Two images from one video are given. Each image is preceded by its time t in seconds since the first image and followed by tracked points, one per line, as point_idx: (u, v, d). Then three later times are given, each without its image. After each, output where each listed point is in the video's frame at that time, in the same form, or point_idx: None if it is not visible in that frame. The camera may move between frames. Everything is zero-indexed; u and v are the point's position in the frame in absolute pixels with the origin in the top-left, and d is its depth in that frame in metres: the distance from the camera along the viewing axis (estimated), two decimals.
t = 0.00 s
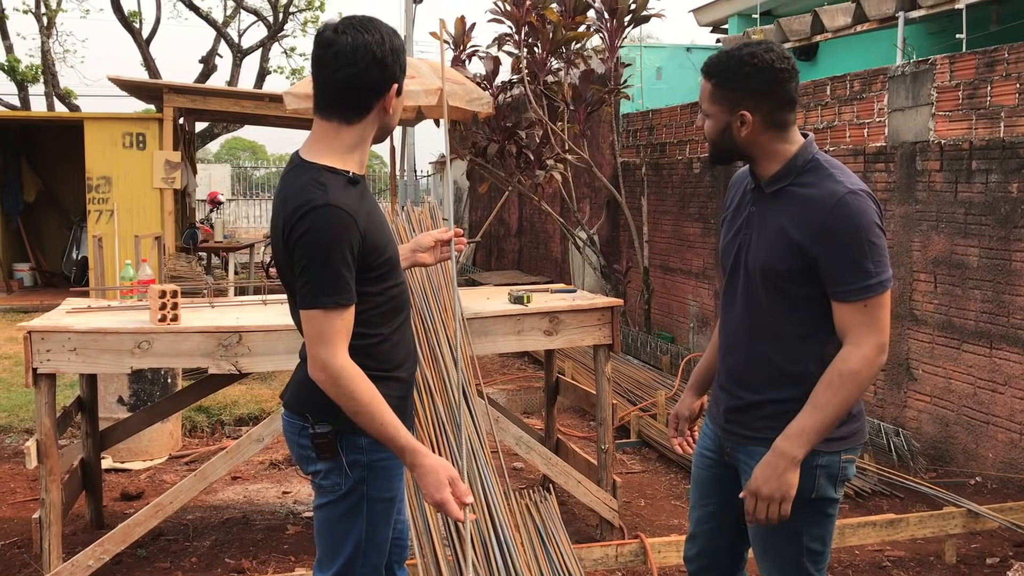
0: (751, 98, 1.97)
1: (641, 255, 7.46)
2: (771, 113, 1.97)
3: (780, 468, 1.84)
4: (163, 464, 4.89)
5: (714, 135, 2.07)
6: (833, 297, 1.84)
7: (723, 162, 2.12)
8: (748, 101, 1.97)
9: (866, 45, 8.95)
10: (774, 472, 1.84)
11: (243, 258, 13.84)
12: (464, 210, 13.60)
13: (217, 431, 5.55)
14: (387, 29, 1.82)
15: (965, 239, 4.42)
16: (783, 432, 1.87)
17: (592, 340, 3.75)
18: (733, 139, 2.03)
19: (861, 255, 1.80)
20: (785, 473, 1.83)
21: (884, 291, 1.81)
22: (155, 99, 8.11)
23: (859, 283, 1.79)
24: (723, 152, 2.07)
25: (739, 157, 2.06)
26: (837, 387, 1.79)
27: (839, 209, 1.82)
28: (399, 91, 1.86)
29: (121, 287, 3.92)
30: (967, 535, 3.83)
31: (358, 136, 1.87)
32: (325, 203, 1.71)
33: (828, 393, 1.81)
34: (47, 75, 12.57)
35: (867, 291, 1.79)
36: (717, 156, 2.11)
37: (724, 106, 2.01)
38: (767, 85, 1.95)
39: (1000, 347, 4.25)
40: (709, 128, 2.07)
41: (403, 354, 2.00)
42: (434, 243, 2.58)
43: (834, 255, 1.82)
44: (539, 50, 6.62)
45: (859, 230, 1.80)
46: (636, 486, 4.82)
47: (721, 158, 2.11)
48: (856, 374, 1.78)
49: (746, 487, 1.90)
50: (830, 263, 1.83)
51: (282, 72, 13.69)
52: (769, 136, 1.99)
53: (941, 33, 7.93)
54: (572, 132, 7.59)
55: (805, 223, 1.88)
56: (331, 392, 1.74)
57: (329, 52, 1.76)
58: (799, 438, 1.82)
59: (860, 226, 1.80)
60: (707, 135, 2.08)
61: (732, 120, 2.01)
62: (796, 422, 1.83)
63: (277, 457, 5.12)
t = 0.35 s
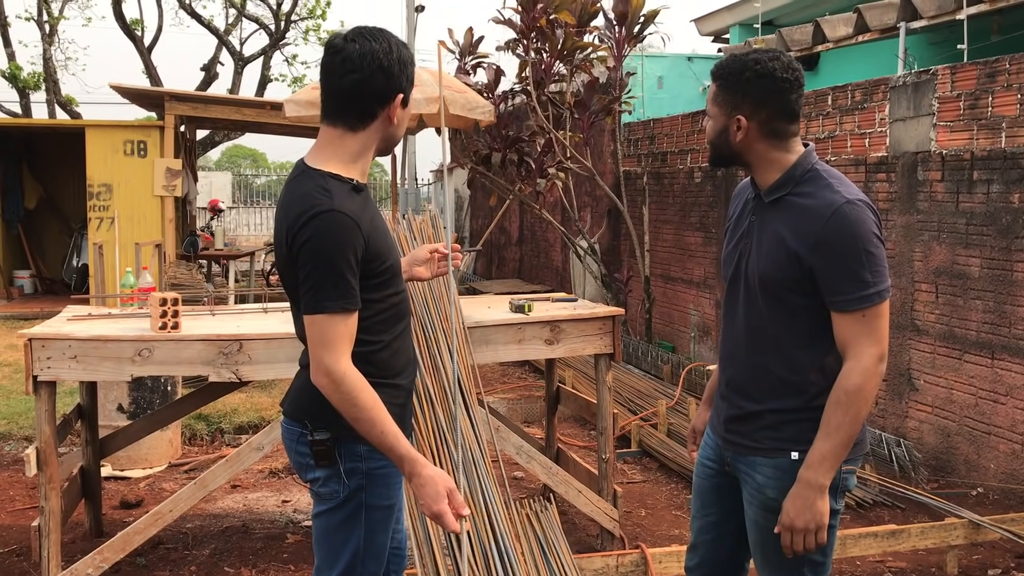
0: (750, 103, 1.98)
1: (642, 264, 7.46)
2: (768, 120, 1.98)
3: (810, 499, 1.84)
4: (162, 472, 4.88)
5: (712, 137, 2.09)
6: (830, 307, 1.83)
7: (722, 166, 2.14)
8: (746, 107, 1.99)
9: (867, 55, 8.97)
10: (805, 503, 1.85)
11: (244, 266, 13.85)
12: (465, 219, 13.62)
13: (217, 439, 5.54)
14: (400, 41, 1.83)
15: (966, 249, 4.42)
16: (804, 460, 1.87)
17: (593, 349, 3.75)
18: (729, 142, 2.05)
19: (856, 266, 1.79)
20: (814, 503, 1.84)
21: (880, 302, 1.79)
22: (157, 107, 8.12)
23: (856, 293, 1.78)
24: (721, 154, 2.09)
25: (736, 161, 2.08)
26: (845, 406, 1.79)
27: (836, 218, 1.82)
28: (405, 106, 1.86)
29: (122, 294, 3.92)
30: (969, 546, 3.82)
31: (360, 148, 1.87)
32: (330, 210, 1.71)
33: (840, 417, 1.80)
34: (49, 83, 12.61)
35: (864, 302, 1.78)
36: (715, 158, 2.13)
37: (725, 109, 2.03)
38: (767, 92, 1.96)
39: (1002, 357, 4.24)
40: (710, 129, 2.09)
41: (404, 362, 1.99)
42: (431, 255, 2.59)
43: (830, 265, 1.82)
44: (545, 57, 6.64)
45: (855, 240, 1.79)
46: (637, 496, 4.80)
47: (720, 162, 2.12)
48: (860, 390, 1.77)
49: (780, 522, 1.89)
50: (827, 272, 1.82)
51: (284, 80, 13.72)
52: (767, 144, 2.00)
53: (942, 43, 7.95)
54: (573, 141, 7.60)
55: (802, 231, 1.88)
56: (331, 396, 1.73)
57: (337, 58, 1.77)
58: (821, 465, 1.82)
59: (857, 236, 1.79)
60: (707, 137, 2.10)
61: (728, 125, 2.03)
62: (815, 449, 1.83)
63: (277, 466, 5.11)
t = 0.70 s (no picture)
0: (754, 100, 1.99)
1: (640, 266, 7.46)
2: (772, 118, 1.98)
3: (799, 498, 1.83)
4: (160, 476, 4.88)
5: (713, 136, 2.08)
6: (826, 307, 1.83)
7: (719, 165, 2.13)
8: (750, 104, 1.99)
9: (864, 58, 8.99)
10: (793, 502, 1.84)
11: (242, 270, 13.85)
12: (463, 222, 13.62)
13: (215, 443, 5.53)
14: (399, 44, 1.84)
15: (963, 252, 4.43)
16: (796, 460, 1.87)
17: (591, 352, 3.75)
18: (730, 141, 2.04)
19: (854, 267, 1.79)
20: (803, 502, 1.83)
21: (878, 303, 1.80)
22: (155, 110, 8.12)
23: (852, 293, 1.78)
24: (720, 154, 2.08)
25: (737, 161, 2.07)
26: (839, 406, 1.79)
27: (832, 220, 1.82)
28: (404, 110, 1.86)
29: (120, 298, 3.92)
30: (967, 548, 3.82)
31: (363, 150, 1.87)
32: (331, 212, 1.72)
33: (832, 417, 1.80)
34: (47, 87, 12.61)
35: (860, 302, 1.78)
36: (713, 160, 2.12)
37: (726, 107, 2.02)
38: (771, 90, 1.97)
39: (999, 360, 4.25)
40: (710, 129, 2.08)
41: (403, 365, 1.99)
42: (429, 263, 2.63)
43: (828, 266, 1.82)
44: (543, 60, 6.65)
45: (852, 241, 1.80)
46: (635, 498, 4.80)
47: (719, 162, 2.11)
48: (854, 391, 1.77)
49: (766, 518, 1.89)
50: (824, 273, 1.83)
51: (281, 84, 13.72)
52: (766, 143, 2.01)
53: (939, 46, 7.97)
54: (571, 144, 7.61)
55: (799, 233, 1.88)
56: (336, 394, 1.73)
57: (334, 63, 1.78)
58: (813, 465, 1.82)
59: (853, 237, 1.80)
60: (707, 137, 2.10)
61: (730, 124, 2.02)
62: (806, 449, 1.83)
63: (275, 469, 5.10)
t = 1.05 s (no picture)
0: (744, 95, 2.00)
1: (638, 265, 7.46)
2: (765, 110, 1.99)
3: (802, 498, 1.84)
4: (158, 477, 4.87)
5: (711, 139, 2.09)
6: (821, 302, 1.83)
7: (721, 170, 2.13)
8: (741, 99, 2.00)
9: (860, 56, 9.00)
10: (796, 502, 1.85)
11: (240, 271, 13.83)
12: (461, 222, 13.62)
13: (213, 443, 5.53)
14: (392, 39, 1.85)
15: (961, 249, 4.43)
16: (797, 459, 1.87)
17: (589, 351, 3.75)
18: (728, 140, 2.04)
19: (848, 261, 1.79)
20: (806, 501, 1.84)
21: (873, 297, 1.79)
22: (152, 110, 8.12)
23: (847, 288, 1.78)
24: (720, 156, 2.08)
25: (736, 161, 2.07)
26: (836, 403, 1.79)
27: (826, 215, 1.82)
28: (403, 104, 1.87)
29: (117, 299, 3.91)
30: (966, 546, 3.82)
31: (367, 148, 1.87)
32: (338, 207, 1.72)
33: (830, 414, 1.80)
34: (44, 88, 12.60)
35: (855, 297, 1.78)
36: (715, 164, 2.12)
37: (718, 107, 2.03)
38: (760, 83, 1.99)
39: (998, 357, 4.25)
40: (706, 132, 2.09)
41: (404, 364, 1.99)
42: (422, 267, 2.69)
43: (822, 261, 1.82)
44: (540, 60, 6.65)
45: (845, 236, 1.80)
46: (633, 497, 4.80)
47: (719, 165, 2.11)
48: (850, 387, 1.78)
49: (770, 519, 1.89)
50: (818, 270, 1.83)
51: (279, 84, 13.72)
52: (763, 138, 2.01)
53: (935, 44, 7.98)
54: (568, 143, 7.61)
55: (793, 228, 1.88)
56: (336, 384, 1.72)
57: (331, 64, 1.78)
58: (814, 464, 1.82)
59: (848, 232, 1.80)
60: (705, 141, 2.10)
61: (726, 123, 2.03)
62: (807, 447, 1.84)
63: (273, 470, 5.10)
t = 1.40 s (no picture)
0: (731, 95, 2.00)
1: (640, 263, 7.46)
2: (755, 106, 1.99)
3: (792, 497, 1.85)
4: (161, 476, 4.88)
5: (708, 143, 2.09)
6: (813, 301, 1.83)
7: (726, 174, 2.13)
8: (729, 99, 2.00)
9: (863, 53, 8.98)
10: (785, 501, 1.85)
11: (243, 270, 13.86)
12: (463, 220, 13.63)
13: (216, 442, 5.54)
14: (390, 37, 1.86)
15: (963, 246, 4.42)
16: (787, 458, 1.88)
17: (591, 349, 3.75)
18: (725, 141, 2.04)
19: (840, 260, 1.78)
20: (796, 501, 1.85)
21: (867, 294, 1.78)
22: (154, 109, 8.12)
23: (838, 287, 1.78)
24: (720, 158, 2.09)
25: (735, 161, 2.06)
26: (825, 402, 1.79)
27: (818, 213, 1.82)
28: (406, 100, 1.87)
29: (119, 298, 3.92)
30: (969, 543, 3.81)
31: (371, 145, 1.88)
32: (342, 205, 1.72)
33: (821, 413, 1.80)
34: (47, 87, 12.62)
35: (846, 296, 1.77)
36: (717, 167, 2.12)
37: (709, 110, 2.04)
38: (746, 81, 1.99)
39: (1000, 354, 4.25)
40: (704, 138, 2.09)
41: (405, 361, 1.99)
42: (425, 275, 2.70)
43: (815, 261, 1.81)
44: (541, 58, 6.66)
45: (837, 234, 1.79)
46: (636, 495, 4.80)
47: (721, 167, 2.11)
48: (840, 386, 1.77)
49: (762, 518, 1.91)
50: (811, 269, 1.82)
51: (281, 82, 13.73)
52: (758, 135, 2.01)
53: (938, 40, 7.96)
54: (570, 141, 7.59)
55: (786, 227, 1.88)
56: (354, 382, 1.72)
57: (333, 60, 1.78)
58: (803, 463, 1.83)
59: (839, 230, 1.79)
60: (704, 145, 2.11)
61: (719, 125, 2.03)
62: (796, 447, 1.84)
63: (276, 468, 5.11)
